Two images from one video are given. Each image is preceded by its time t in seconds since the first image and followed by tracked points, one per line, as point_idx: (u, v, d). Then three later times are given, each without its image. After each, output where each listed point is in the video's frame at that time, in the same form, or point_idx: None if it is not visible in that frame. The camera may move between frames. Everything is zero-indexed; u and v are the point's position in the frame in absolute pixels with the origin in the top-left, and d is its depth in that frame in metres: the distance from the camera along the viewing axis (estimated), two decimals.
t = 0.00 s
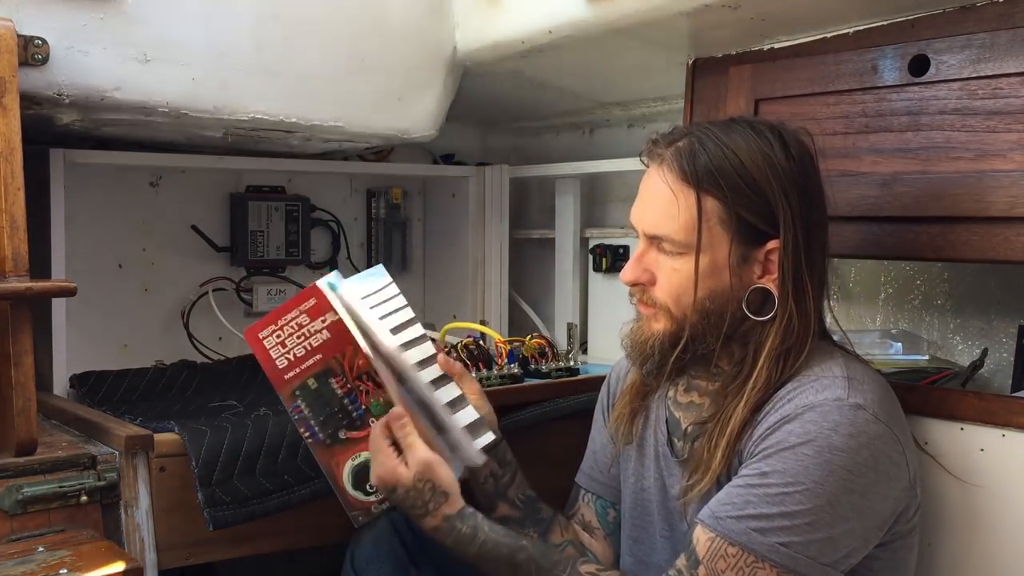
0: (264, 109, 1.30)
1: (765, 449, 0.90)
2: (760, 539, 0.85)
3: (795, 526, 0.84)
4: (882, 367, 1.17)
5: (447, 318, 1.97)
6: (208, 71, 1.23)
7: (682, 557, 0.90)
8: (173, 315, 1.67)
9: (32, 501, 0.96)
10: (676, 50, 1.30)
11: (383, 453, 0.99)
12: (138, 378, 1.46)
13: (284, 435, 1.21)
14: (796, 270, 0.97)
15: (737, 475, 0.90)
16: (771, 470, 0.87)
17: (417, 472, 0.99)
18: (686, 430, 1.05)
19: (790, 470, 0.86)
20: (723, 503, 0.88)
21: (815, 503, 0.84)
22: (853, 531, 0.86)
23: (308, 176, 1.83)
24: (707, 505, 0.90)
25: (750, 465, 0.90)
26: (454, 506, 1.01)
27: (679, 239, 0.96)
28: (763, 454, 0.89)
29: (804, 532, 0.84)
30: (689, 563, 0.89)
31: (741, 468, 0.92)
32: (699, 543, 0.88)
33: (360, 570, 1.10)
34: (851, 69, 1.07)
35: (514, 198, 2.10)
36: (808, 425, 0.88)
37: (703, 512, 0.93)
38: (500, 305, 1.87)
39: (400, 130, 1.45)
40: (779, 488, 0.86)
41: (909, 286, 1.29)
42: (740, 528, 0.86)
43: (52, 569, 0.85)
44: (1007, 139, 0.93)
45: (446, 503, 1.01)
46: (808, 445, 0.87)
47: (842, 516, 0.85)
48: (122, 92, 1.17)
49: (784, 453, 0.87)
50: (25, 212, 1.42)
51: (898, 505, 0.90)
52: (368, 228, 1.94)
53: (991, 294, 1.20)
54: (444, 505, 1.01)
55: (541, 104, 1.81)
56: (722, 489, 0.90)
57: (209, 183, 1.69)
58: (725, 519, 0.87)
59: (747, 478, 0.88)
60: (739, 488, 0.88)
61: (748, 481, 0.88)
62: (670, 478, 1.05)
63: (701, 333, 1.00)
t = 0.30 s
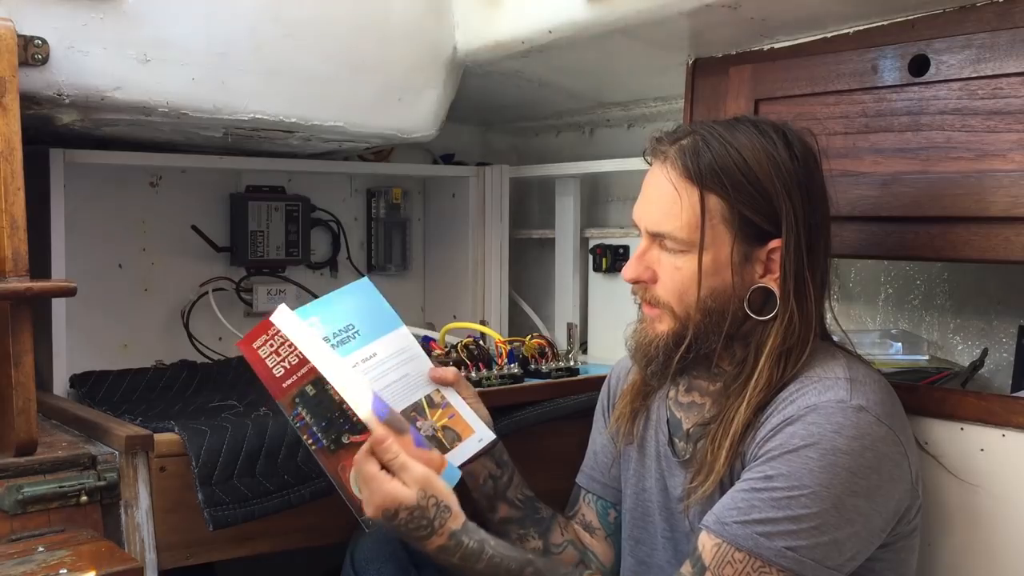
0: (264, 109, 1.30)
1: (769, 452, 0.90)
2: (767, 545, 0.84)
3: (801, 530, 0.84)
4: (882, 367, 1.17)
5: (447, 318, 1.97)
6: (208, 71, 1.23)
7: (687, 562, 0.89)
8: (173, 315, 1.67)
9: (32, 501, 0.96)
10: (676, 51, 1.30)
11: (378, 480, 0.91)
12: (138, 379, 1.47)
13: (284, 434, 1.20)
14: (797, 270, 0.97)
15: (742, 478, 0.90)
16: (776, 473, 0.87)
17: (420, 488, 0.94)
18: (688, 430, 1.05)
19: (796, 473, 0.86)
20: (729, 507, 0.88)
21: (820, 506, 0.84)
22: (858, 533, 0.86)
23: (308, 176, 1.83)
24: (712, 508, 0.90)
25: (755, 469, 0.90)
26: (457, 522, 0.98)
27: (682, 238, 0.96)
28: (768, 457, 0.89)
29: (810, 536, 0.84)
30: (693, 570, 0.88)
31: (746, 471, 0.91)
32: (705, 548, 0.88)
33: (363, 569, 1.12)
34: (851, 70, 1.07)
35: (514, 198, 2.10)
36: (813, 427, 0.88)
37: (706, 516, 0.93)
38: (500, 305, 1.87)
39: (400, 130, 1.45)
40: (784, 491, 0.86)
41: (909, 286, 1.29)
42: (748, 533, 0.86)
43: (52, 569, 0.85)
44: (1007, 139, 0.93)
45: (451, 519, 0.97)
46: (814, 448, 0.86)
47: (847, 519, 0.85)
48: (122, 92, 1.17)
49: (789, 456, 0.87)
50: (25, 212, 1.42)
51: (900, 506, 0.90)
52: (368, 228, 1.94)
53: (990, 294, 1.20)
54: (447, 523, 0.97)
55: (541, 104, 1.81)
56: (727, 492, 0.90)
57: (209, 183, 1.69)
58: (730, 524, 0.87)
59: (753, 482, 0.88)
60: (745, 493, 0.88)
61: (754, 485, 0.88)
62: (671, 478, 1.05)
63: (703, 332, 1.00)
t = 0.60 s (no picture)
0: (264, 109, 1.30)
1: (767, 448, 0.90)
2: (762, 536, 0.84)
3: (797, 525, 0.84)
4: (882, 367, 1.17)
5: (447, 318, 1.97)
6: (209, 71, 1.23)
7: (674, 547, 0.90)
8: (173, 315, 1.67)
9: (32, 501, 0.96)
10: (676, 51, 1.30)
11: (304, 555, 0.84)
12: (138, 379, 1.47)
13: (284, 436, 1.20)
14: (804, 270, 0.97)
15: (740, 473, 0.90)
16: (774, 469, 0.87)
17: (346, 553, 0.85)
18: (689, 431, 1.05)
19: (794, 469, 0.86)
20: (725, 500, 0.88)
21: (817, 503, 0.84)
22: (852, 533, 0.86)
23: (308, 176, 1.83)
24: (708, 501, 0.90)
25: (753, 464, 0.90)
26: None
27: (690, 240, 0.96)
28: (766, 452, 0.89)
29: (805, 531, 0.84)
30: (678, 555, 0.88)
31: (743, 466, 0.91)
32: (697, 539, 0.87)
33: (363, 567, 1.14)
34: (851, 69, 1.07)
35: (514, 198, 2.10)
36: (813, 424, 0.88)
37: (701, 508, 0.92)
38: (500, 306, 1.87)
39: (400, 130, 1.45)
40: (782, 486, 0.85)
41: (909, 286, 1.29)
42: (743, 525, 0.85)
43: (52, 569, 0.85)
44: (1007, 139, 0.93)
45: None
46: (813, 445, 0.86)
47: (842, 517, 0.85)
48: (122, 92, 1.17)
49: (787, 452, 0.87)
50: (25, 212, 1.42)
51: (897, 508, 0.90)
52: (368, 228, 1.94)
53: (991, 294, 1.20)
54: None
55: (541, 104, 1.81)
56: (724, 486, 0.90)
57: (209, 183, 1.69)
58: (724, 514, 0.87)
59: (750, 476, 0.88)
60: (741, 486, 0.88)
61: (750, 479, 0.88)
62: (672, 477, 1.06)
63: (710, 333, 1.00)
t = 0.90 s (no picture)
0: (263, 109, 1.29)
1: (764, 447, 0.90)
2: (760, 535, 0.84)
3: (794, 523, 0.84)
4: (882, 367, 1.17)
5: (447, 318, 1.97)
6: (208, 71, 1.23)
7: (672, 545, 0.89)
8: (173, 315, 1.67)
9: (32, 501, 0.96)
10: (676, 51, 1.30)
11: (303, 549, 0.83)
12: (138, 379, 1.46)
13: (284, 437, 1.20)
14: (801, 268, 0.97)
15: (737, 472, 0.90)
16: (771, 467, 0.87)
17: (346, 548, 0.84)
18: (687, 430, 1.05)
19: (791, 467, 0.86)
20: (722, 499, 0.88)
21: (814, 501, 0.84)
22: (850, 531, 0.86)
23: (308, 176, 1.83)
24: (705, 501, 0.90)
25: (750, 464, 0.89)
26: None
27: (689, 239, 0.96)
28: (763, 451, 0.89)
29: (802, 530, 0.84)
30: (676, 554, 0.88)
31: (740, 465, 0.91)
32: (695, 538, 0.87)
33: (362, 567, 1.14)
34: (851, 70, 1.07)
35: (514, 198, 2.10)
36: (809, 423, 0.88)
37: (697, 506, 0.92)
38: (500, 306, 1.87)
39: (400, 130, 1.45)
40: (779, 485, 0.85)
41: (909, 286, 1.29)
42: (740, 524, 0.85)
43: (52, 569, 0.85)
44: (1007, 139, 0.93)
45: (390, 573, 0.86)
46: (809, 444, 0.86)
47: (840, 516, 0.85)
48: (122, 92, 1.17)
49: (784, 451, 0.87)
50: (25, 212, 1.42)
51: (895, 507, 0.90)
52: (368, 228, 1.94)
53: (991, 294, 1.20)
54: None
55: (541, 104, 1.81)
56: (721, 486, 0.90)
57: (209, 183, 1.69)
58: (722, 512, 0.86)
59: (747, 475, 0.88)
60: (738, 485, 0.88)
61: (747, 478, 0.88)
62: (670, 476, 1.06)
63: (709, 332, 1.00)
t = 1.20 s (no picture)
0: (264, 109, 1.29)
1: (780, 455, 0.89)
2: (789, 550, 0.84)
3: (821, 532, 0.84)
4: (882, 367, 1.17)
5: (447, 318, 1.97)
6: (208, 71, 1.23)
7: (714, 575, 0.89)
8: (173, 315, 1.67)
9: (32, 501, 0.97)
10: (676, 51, 1.30)
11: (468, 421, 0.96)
12: (138, 378, 1.47)
13: (284, 436, 1.18)
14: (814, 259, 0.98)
15: (757, 484, 0.90)
16: (790, 477, 0.87)
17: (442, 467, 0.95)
18: (690, 431, 1.05)
19: (811, 475, 0.85)
20: (746, 515, 0.88)
21: (837, 507, 0.84)
22: (873, 531, 0.86)
23: (308, 176, 1.83)
24: (730, 517, 0.90)
25: (768, 474, 0.89)
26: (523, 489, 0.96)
27: (737, 249, 0.90)
28: (780, 460, 0.89)
29: (830, 538, 0.84)
30: None
31: (758, 474, 0.91)
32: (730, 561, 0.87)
33: (361, 568, 1.15)
34: (851, 69, 1.07)
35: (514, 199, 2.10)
36: (821, 425, 0.87)
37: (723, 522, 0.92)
38: (500, 306, 1.87)
39: (400, 130, 1.45)
40: (801, 495, 0.85)
41: (909, 286, 1.29)
42: (769, 541, 0.85)
43: (52, 569, 0.85)
44: (1007, 139, 0.93)
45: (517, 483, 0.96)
46: (825, 449, 0.86)
47: (863, 518, 0.85)
48: (122, 92, 1.17)
49: (801, 458, 0.87)
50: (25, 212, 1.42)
51: (907, 500, 0.91)
52: (368, 228, 1.93)
53: (991, 294, 1.20)
54: (500, 487, 0.95)
55: (542, 104, 1.81)
56: (742, 498, 0.89)
57: (209, 183, 1.69)
58: (752, 532, 0.86)
59: (768, 488, 0.88)
60: (761, 500, 0.87)
61: (769, 491, 0.87)
62: (672, 478, 1.06)
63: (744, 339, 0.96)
